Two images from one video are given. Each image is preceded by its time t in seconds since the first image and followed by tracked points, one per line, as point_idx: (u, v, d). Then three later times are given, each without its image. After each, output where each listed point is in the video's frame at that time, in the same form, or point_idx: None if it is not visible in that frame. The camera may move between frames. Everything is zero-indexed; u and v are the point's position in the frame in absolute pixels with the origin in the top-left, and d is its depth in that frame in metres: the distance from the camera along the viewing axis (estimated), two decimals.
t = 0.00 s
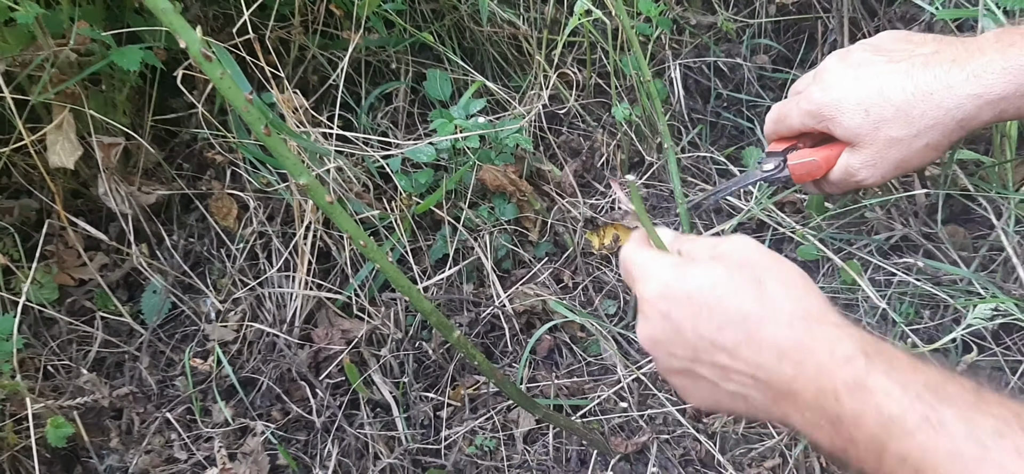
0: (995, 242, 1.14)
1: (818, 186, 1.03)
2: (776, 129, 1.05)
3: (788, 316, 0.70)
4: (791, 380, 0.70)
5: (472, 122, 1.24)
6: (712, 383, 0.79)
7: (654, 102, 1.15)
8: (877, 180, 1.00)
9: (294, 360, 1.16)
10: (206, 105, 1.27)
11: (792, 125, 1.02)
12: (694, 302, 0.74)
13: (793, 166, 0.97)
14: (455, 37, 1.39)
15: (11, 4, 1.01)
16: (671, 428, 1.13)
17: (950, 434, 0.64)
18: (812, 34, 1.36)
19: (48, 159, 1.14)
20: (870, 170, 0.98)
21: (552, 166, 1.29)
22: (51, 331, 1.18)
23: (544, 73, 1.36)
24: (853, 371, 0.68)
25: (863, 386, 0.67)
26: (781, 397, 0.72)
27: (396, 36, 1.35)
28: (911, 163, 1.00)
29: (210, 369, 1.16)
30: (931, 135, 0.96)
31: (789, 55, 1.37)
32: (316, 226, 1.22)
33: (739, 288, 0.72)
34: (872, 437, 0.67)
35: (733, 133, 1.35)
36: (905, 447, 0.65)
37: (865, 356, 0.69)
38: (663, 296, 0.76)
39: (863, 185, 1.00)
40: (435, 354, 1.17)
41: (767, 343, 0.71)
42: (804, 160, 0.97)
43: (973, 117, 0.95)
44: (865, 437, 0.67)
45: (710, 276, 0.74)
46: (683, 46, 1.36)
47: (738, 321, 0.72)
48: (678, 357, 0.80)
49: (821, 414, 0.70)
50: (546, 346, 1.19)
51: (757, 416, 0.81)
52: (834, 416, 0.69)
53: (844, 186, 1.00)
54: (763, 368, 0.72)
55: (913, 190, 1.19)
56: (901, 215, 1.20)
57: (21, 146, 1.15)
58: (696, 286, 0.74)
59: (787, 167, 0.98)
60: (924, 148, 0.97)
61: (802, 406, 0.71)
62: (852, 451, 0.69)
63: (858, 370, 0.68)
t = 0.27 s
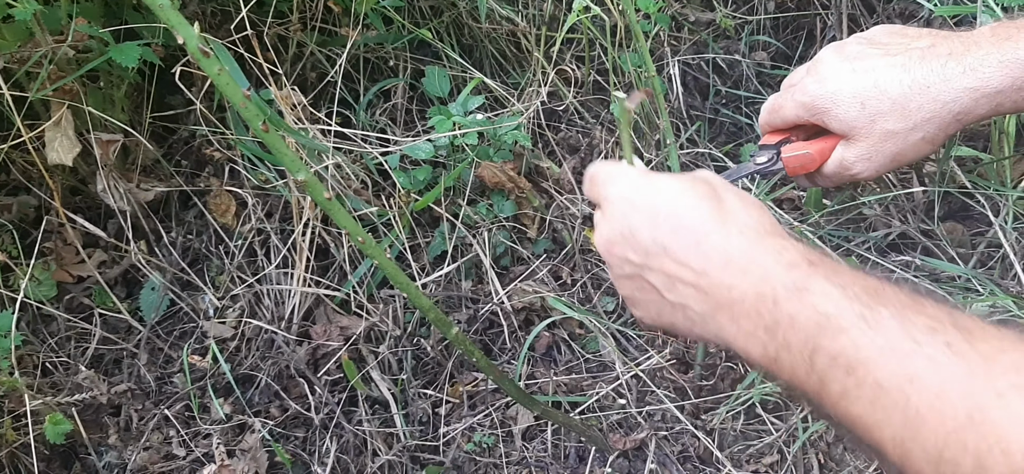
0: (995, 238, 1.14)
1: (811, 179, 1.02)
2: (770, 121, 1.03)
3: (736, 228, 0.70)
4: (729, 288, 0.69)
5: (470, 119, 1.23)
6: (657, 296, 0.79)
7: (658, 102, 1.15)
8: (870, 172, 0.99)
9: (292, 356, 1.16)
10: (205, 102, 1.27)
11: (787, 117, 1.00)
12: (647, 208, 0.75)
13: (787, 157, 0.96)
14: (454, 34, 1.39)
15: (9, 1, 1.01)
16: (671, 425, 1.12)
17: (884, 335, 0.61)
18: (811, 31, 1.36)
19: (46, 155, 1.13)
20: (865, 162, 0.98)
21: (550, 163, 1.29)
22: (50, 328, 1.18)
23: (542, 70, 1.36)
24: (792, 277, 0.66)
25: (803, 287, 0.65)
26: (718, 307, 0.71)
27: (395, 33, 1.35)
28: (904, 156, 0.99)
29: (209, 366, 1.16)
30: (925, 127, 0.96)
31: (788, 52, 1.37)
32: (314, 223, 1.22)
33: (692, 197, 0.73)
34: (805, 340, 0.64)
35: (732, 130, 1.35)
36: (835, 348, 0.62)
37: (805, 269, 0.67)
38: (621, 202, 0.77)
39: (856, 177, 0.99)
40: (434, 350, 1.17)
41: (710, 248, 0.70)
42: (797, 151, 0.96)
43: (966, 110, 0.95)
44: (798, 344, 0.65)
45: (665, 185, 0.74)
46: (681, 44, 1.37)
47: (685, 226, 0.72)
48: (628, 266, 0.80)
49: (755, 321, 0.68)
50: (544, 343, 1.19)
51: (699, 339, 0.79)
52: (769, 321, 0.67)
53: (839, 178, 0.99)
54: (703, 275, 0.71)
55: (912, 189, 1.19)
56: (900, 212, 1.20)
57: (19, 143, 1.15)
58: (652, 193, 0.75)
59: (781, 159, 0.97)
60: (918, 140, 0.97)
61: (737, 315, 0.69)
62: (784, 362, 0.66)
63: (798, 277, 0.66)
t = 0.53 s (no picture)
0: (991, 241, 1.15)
1: (811, 182, 1.04)
2: (770, 124, 1.04)
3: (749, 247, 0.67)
4: (751, 316, 0.66)
5: (468, 122, 1.24)
6: (673, 321, 0.76)
7: (654, 103, 1.15)
8: (870, 176, 1.00)
9: (290, 359, 1.16)
10: (203, 106, 1.27)
11: (787, 121, 1.02)
12: (658, 235, 0.71)
13: (786, 160, 0.97)
14: (453, 37, 1.39)
15: (8, 5, 1.01)
16: (667, 428, 1.13)
17: (908, 363, 0.60)
18: (808, 33, 1.36)
19: (45, 159, 1.14)
20: (864, 165, 0.99)
21: (548, 165, 1.29)
22: (49, 331, 1.18)
23: (540, 73, 1.37)
24: (813, 304, 0.64)
25: (824, 315, 0.63)
26: (739, 332, 0.68)
27: (393, 36, 1.35)
28: (905, 160, 0.99)
29: (207, 369, 1.17)
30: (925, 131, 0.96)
31: (786, 54, 1.37)
32: (312, 226, 1.22)
33: (699, 217, 0.68)
34: (831, 372, 0.62)
35: (730, 133, 1.35)
36: (862, 379, 0.60)
37: (826, 292, 0.65)
38: (627, 230, 0.73)
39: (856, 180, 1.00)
40: (431, 353, 1.17)
41: (729, 275, 0.67)
42: (796, 154, 0.97)
43: (967, 113, 0.95)
44: (825, 374, 0.63)
45: (671, 205, 0.70)
46: (679, 46, 1.37)
47: (700, 252, 0.68)
48: (641, 295, 0.76)
49: (778, 351, 0.66)
50: (542, 345, 1.19)
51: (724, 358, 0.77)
52: (791, 351, 0.64)
53: (838, 181, 1.00)
54: (724, 303, 0.68)
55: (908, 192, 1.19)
56: (897, 214, 1.20)
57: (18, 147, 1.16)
58: (658, 218, 0.70)
59: (779, 160, 0.98)
60: (918, 144, 0.97)
61: (760, 342, 0.67)
62: (811, 388, 0.65)
63: (817, 302, 0.64)
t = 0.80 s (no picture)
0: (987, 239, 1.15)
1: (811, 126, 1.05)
2: (779, 67, 1.05)
3: (872, 351, 0.73)
4: (867, 410, 0.73)
5: (463, 122, 1.23)
6: (783, 404, 0.80)
7: (645, 96, 1.18)
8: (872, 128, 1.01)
9: (286, 360, 1.16)
10: (198, 106, 1.27)
11: (799, 64, 1.03)
12: (788, 325, 0.74)
13: (793, 95, 0.99)
14: (449, 36, 1.39)
15: (2, 6, 1.01)
16: (663, 427, 1.13)
17: (1012, 459, 0.67)
18: (805, 32, 1.35)
19: (40, 160, 1.13)
20: (869, 113, 1.00)
21: (544, 165, 1.29)
22: (44, 332, 1.18)
23: (536, 72, 1.36)
24: (924, 403, 0.72)
25: (934, 413, 0.71)
26: (854, 422, 0.75)
27: (389, 36, 1.35)
28: (909, 119, 1.01)
29: (203, 369, 1.17)
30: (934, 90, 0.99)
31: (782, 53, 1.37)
32: (308, 226, 1.22)
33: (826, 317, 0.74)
34: (938, 465, 0.70)
35: (726, 132, 1.35)
36: None
37: (934, 385, 0.73)
38: (730, 329, 0.75)
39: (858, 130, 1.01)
40: (427, 354, 1.17)
41: (857, 371, 0.73)
42: (804, 91, 0.99)
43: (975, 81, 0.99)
44: (933, 468, 0.70)
45: (790, 305, 0.74)
46: (675, 45, 1.36)
47: (829, 347, 0.73)
48: (755, 387, 0.80)
49: (889, 442, 0.73)
50: (538, 345, 1.19)
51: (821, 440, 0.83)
52: (901, 445, 0.72)
53: (840, 125, 1.01)
54: (843, 396, 0.74)
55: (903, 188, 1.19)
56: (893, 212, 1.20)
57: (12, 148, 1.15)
58: (792, 310, 0.74)
59: (786, 94, 0.99)
60: (925, 103, 0.99)
61: (873, 432, 0.74)
62: None
63: (927, 401, 0.72)
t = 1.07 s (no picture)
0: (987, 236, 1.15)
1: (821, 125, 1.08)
2: (786, 68, 1.08)
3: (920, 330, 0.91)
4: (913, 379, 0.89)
5: (462, 122, 1.23)
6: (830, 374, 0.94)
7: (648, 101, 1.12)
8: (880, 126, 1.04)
9: (285, 360, 1.16)
10: (197, 106, 1.27)
11: (805, 65, 1.06)
12: (844, 293, 0.93)
13: (804, 98, 1.01)
14: (448, 36, 1.38)
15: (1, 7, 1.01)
16: (663, 426, 1.13)
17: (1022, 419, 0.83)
18: (804, 30, 1.35)
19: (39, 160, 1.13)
20: (876, 112, 1.03)
21: (544, 164, 1.29)
22: (44, 332, 1.18)
23: (535, 71, 1.36)
24: (969, 380, 0.86)
25: (977, 386, 0.86)
26: (892, 392, 0.90)
27: (388, 35, 1.35)
28: (917, 115, 1.03)
29: (202, 369, 1.17)
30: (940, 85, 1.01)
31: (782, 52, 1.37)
32: (308, 226, 1.22)
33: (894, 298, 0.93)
34: (969, 429, 0.84)
35: (725, 131, 1.35)
36: (999, 437, 0.82)
37: (980, 370, 0.88)
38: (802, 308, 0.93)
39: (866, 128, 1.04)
40: (427, 353, 1.17)
41: (902, 341, 0.91)
42: (813, 92, 1.01)
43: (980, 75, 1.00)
44: (962, 430, 0.85)
45: (853, 284, 0.94)
46: (674, 44, 1.36)
47: (880, 317, 0.92)
48: (810, 352, 0.94)
49: (925, 408, 0.88)
50: (537, 345, 1.19)
51: (854, 419, 0.96)
52: (936, 411, 0.87)
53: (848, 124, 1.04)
54: (890, 366, 0.90)
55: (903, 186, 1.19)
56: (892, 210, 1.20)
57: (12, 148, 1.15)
58: (854, 282, 0.93)
59: (796, 96, 1.01)
60: (931, 98, 1.02)
61: (908, 401, 0.89)
62: (943, 446, 0.86)
63: (968, 376, 0.87)
